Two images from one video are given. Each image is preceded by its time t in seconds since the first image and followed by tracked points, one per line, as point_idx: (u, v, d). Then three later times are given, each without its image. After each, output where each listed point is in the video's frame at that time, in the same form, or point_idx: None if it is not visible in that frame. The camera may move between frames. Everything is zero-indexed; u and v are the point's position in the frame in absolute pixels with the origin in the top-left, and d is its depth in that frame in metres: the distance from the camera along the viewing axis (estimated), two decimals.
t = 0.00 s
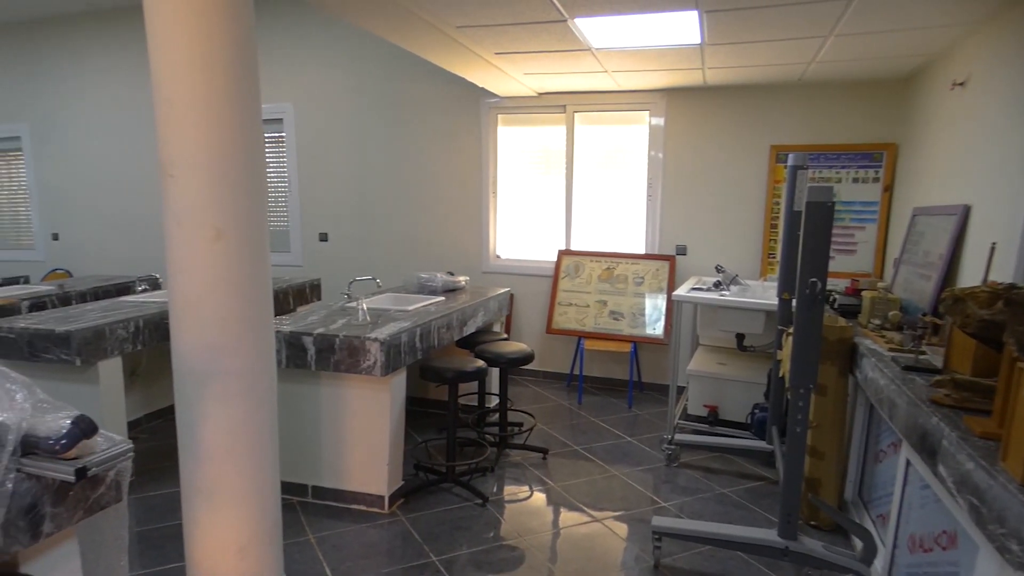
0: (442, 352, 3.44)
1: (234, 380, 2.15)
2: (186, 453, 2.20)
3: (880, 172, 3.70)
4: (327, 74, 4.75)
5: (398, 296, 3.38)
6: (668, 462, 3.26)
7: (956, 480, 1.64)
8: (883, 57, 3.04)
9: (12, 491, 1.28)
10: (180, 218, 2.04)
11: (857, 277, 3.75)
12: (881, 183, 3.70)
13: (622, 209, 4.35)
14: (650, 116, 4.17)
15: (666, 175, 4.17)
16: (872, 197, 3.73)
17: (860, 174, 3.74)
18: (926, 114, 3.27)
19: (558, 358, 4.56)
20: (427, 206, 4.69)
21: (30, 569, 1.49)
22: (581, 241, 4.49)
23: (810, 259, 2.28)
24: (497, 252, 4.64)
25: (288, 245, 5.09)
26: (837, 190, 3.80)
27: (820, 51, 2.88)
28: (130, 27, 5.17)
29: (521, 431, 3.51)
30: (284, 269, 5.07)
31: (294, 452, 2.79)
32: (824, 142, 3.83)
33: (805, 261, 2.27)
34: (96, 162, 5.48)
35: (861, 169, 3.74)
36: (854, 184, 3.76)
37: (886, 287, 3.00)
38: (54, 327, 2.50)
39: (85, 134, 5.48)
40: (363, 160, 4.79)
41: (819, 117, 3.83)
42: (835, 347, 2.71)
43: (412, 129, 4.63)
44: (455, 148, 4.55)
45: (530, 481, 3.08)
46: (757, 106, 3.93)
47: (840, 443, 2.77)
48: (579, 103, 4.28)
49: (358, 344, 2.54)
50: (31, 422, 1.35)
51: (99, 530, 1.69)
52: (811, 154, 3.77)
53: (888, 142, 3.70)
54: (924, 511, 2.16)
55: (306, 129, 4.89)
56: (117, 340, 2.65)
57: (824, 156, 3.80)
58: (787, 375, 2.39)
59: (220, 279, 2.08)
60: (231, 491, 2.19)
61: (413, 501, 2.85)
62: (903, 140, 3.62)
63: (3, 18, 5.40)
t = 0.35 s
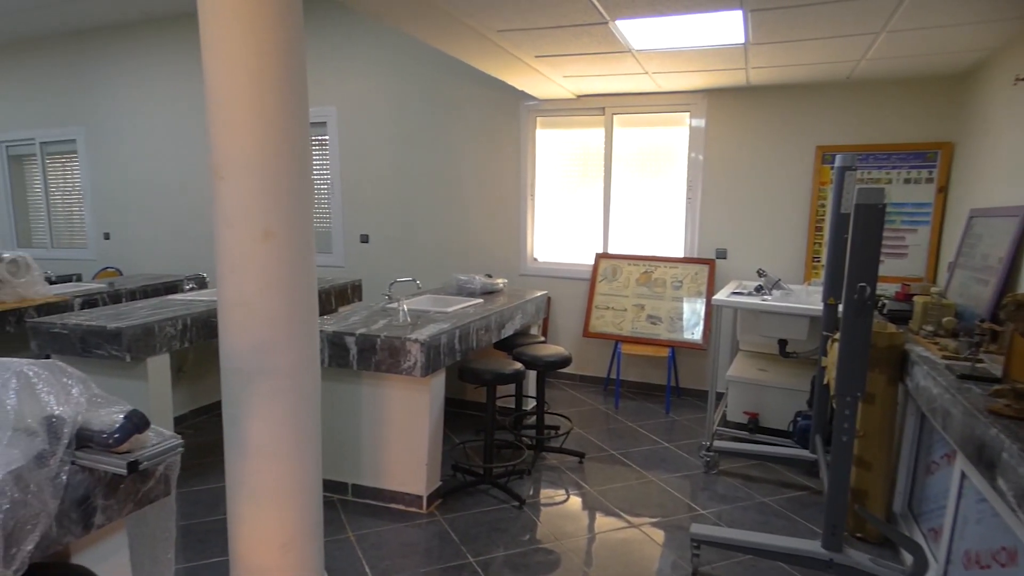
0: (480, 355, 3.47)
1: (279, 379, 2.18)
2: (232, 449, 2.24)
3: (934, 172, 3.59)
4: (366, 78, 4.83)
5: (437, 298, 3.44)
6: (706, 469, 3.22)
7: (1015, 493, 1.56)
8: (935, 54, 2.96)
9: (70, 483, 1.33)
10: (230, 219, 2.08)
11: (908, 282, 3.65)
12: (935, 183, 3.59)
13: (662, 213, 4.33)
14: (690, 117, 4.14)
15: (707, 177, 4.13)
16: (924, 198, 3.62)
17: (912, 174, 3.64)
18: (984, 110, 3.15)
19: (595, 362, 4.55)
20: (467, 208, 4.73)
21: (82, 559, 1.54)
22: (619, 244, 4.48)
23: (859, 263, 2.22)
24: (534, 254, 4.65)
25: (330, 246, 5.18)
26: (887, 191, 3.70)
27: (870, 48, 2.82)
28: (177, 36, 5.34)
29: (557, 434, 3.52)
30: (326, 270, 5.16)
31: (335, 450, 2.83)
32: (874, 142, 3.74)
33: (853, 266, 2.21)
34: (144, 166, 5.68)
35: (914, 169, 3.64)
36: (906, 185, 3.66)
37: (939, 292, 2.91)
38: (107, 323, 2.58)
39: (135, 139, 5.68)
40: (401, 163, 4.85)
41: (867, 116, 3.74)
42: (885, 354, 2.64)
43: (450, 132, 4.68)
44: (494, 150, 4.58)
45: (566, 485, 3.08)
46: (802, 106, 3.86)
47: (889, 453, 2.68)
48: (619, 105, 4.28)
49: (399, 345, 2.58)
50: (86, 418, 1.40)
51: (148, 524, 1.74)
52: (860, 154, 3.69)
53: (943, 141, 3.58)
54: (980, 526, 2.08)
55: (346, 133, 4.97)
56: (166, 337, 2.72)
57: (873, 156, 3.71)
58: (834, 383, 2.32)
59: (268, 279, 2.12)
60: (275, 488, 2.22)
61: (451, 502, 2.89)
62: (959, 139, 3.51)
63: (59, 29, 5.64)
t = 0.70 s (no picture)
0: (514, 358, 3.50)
1: (317, 380, 2.20)
2: (270, 450, 2.26)
3: (986, 171, 3.49)
4: (400, 83, 4.89)
5: (471, 301, 3.51)
6: (742, 478, 3.15)
7: None
8: (984, 50, 2.88)
9: (113, 480, 1.36)
10: (270, 222, 2.11)
11: (957, 286, 3.55)
12: (987, 183, 3.48)
13: (697, 216, 4.30)
14: (728, 119, 4.10)
15: (744, 179, 4.09)
16: (975, 199, 3.52)
17: (962, 174, 3.54)
18: None
19: (629, 367, 4.53)
20: (502, 210, 4.75)
21: (124, 554, 1.57)
22: (653, 248, 4.46)
23: (904, 267, 2.15)
24: (568, 258, 4.67)
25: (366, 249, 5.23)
26: (936, 192, 3.61)
27: (917, 45, 2.75)
28: (216, 45, 5.49)
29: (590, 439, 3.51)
30: (362, 273, 5.22)
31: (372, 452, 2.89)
32: (920, 142, 3.65)
33: (898, 270, 2.15)
34: (183, 172, 5.83)
35: (964, 169, 3.54)
36: (955, 186, 3.56)
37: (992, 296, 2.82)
38: (149, 325, 2.63)
39: (174, 145, 5.83)
40: (434, 166, 4.89)
41: (911, 115, 3.66)
42: (931, 362, 2.57)
43: (482, 136, 4.71)
44: (529, 153, 4.59)
45: (599, 490, 3.06)
46: (843, 106, 3.80)
47: (936, 464, 2.60)
48: (655, 108, 4.27)
49: (433, 347, 2.63)
50: (130, 416, 1.43)
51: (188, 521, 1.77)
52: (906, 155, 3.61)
53: (996, 139, 3.48)
54: None
55: (379, 138, 5.04)
56: (207, 338, 2.77)
57: (920, 156, 3.62)
58: (877, 391, 2.24)
59: (307, 282, 2.14)
60: (312, 488, 2.24)
61: (485, 505, 2.90)
62: (1013, 137, 3.40)
63: (103, 39, 5.83)
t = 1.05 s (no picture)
0: (545, 363, 3.51)
1: (352, 382, 2.22)
2: (305, 452, 2.28)
3: None
4: (432, 89, 4.94)
5: (502, 305, 3.53)
6: (776, 487, 3.09)
7: None
8: None
9: (152, 478, 1.39)
10: (306, 226, 2.14)
11: (1006, 293, 3.46)
12: None
13: (733, 221, 4.26)
14: (764, 122, 4.06)
15: (780, 183, 4.04)
16: None
17: (1012, 176, 3.44)
18: None
19: (661, 374, 4.52)
20: (534, 215, 4.76)
21: (162, 551, 1.60)
22: (687, 254, 4.45)
23: (949, 273, 2.09)
24: (600, 263, 4.67)
25: (400, 253, 5.28)
26: (984, 195, 3.51)
27: (963, 43, 2.69)
28: (252, 54, 5.63)
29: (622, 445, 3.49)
30: (396, 277, 5.28)
31: (404, 453, 2.92)
32: (967, 143, 3.55)
33: (942, 275, 2.09)
34: (220, 177, 5.99)
35: (1014, 171, 3.43)
36: (1004, 189, 3.46)
37: None
38: (189, 327, 2.69)
39: (212, 151, 5.99)
40: (466, 171, 4.93)
41: (956, 116, 3.56)
42: (977, 371, 2.49)
43: (513, 140, 4.72)
44: (562, 157, 4.60)
45: (630, 497, 3.03)
46: (884, 108, 3.72)
47: (982, 477, 2.51)
48: (689, 111, 4.25)
49: (465, 351, 2.64)
50: (169, 416, 1.46)
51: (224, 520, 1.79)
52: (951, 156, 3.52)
53: None
54: None
55: (411, 143, 5.10)
56: (244, 340, 2.81)
57: (967, 158, 3.53)
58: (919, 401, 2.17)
59: (342, 285, 2.17)
60: (346, 489, 2.26)
61: (515, 509, 2.90)
62: None
63: (143, 50, 6.03)
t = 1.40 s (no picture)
0: (579, 369, 3.50)
1: (388, 385, 2.24)
2: (342, 453, 2.31)
3: None
4: (466, 95, 4.99)
5: (537, 311, 3.57)
6: (814, 500, 3.02)
7: None
8: None
9: (194, 476, 1.42)
10: (346, 230, 2.16)
11: None
12: None
13: (771, 227, 4.22)
14: (804, 126, 4.01)
15: (821, 189, 3.98)
16: None
17: None
18: None
19: (696, 382, 4.48)
20: (568, 220, 4.76)
21: (203, 547, 1.63)
22: (723, 260, 4.42)
23: (1000, 282, 2.03)
24: (634, 270, 4.66)
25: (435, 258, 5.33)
26: None
27: (1015, 42, 2.61)
28: (290, 62, 5.77)
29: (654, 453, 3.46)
30: (431, 281, 5.33)
31: (436, 457, 2.94)
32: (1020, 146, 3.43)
33: (993, 284, 2.02)
34: (259, 183, 6.14)
35: None
36: None
37: None
38: (230, 328, 2.75)
39: (252, 157, 6.15)
40: (500, 176, 4.95)
41: (1010, 117, 3.44)
42: None
43: (547, 145, 4.74)
44: (596, 162, 4.60)
45: (663, 505, 2.99)
46: (931, 110, 3.63)
47: None
48: (726, 116, 4.23)
49: (499, 356, 2.65)
50: (211, 416, 1.49)
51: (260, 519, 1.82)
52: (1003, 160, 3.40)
53: None
54: None
55: (445, 149, 5.16)
56: (284, 342, 2.86)
57: (1021, 161, 3.41)
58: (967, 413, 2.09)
59: (380, 288, 2.19)
60: (382, 492, 2.27)
61: (546, 515, 2.88)
62: None
63: (186, 59, 6.22)
